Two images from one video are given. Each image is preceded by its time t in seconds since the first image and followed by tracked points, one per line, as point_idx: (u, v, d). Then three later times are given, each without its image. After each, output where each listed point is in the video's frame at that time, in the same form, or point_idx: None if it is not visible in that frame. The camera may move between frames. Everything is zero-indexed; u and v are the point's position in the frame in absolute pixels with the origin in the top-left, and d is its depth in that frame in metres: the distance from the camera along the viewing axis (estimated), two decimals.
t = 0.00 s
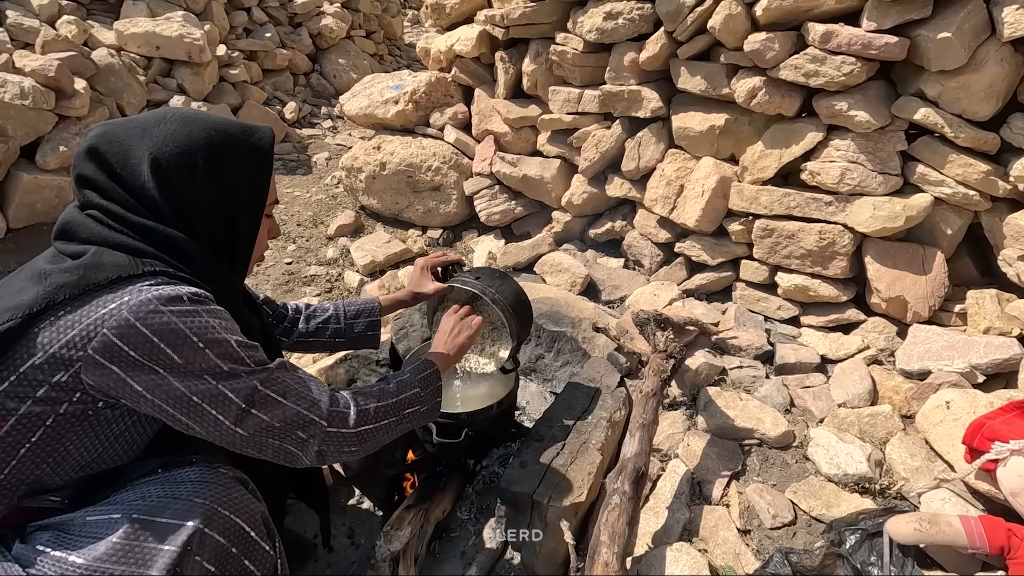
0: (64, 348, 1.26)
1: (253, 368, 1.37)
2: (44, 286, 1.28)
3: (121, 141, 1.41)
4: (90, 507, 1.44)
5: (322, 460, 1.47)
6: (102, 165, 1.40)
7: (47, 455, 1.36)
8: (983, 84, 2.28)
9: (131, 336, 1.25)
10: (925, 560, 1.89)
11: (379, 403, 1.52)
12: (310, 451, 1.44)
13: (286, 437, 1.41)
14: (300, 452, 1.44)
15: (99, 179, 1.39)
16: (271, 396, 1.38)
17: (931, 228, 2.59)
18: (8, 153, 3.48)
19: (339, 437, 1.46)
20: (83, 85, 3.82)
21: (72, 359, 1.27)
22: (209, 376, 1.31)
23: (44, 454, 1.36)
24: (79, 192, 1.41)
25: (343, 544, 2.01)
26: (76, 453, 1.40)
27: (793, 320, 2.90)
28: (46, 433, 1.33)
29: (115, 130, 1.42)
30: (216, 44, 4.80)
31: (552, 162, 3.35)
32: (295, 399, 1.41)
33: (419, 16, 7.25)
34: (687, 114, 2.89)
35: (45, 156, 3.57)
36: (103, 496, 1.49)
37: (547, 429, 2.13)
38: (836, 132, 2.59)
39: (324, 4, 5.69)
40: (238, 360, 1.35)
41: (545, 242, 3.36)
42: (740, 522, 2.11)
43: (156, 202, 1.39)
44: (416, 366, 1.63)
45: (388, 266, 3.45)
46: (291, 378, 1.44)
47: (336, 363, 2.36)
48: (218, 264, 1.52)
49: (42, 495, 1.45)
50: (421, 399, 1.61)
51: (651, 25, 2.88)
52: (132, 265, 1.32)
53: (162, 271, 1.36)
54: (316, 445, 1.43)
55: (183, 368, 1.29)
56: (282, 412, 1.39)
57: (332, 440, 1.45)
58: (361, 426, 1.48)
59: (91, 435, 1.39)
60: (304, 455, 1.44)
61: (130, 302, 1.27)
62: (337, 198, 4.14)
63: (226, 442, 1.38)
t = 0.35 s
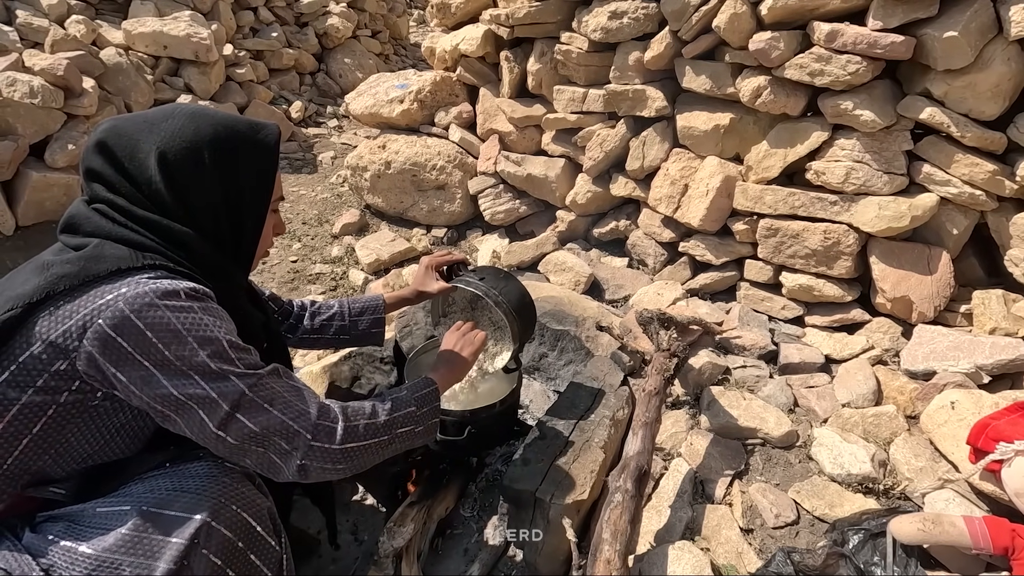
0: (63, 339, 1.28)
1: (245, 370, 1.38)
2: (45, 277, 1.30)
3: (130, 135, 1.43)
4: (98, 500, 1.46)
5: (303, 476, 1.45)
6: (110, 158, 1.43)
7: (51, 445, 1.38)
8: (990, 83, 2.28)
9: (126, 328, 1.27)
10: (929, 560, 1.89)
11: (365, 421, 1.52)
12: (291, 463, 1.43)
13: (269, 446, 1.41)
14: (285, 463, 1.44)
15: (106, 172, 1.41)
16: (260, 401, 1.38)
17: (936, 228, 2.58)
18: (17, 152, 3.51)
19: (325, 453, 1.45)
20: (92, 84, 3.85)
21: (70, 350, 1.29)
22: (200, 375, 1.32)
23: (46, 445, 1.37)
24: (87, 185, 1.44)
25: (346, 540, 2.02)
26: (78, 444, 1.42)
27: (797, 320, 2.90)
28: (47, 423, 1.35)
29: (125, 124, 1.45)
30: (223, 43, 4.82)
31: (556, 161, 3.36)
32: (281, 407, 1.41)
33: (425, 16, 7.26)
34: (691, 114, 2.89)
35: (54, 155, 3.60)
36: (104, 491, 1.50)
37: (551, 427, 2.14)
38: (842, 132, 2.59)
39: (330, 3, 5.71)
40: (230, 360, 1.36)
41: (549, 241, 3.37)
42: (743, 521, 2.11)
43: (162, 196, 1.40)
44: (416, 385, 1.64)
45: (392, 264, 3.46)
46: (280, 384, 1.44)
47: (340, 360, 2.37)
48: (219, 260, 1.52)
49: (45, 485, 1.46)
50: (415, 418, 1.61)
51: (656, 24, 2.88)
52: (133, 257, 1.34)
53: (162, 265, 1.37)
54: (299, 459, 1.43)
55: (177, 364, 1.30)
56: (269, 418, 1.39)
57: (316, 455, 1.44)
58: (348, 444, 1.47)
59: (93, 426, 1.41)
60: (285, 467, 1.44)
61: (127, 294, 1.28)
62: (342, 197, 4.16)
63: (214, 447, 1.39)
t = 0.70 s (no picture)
0: (71, 333, 1.29)
1: (248, 365, 1.39)
2: (54, 273, 1.31)
3: (133, 131, 1.44)
4: (104, 492, 1.47)
5: (303, 463, 1.47)
6: (115, 154, 1.44)
7: (58, 438, 1.39)
8: (997, 83, 2.26)
9: (134, 323, 1.28)
10: (933, 562, 1.88)
11: (365, 416, 1.52)
12: (291, 453, 1.45)
13: (272, 437, 1.43)
14: (286, 452, 1.45)
15: (112, 168, 1.43)
16: (264, 396, 1.40)
17: (943, 229, 2.57)
18: (27, 150, 3.54)
19: (322, 445, 1.45)
20: (100, 83, 3.87)
21: (79, 344, 1.30)
22: (206, 369, 1.33)
23: (54, 438, 1.38)
24: (93, 181, 1.45)
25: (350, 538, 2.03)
26: (86, 438, 1.42)
27: (802, 321, 2.89)
28: (55, 417, 1.35)
29: (129, 121, 1.46)
30: (230, 43, 4.84)
31: (561, 161, 3.36)
32: (285, 402, 1.42)
33: (430, 16, 7.27)
34: (697, 114, 2.89)
35: (62, 153, 3.63)
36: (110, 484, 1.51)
37: (555, 425, 2.14)
38: (847, 132, 2.58)
39: (336, 3, 5.72)
40: (235, 355, 1.37)
41: (554, 241, 3.37)
42: (747, 521, 2.11)
43: (166, 192, 1.42)
44: (419, 378, 1.64)
45: (397, 263, 3.47)
46: (283, 379, 1.45)
47: (344, 358, 2.38)
48: (223, 255, 1.53)
49: (52, 479, 1.47)
50: (414, 414, 1.60)
51: (662, 24, 2.88)
52: (140, 253, 1.35)
53: (169, 260, 1.38)
54: (299, 448, 1.44)
55: (182, 358, 1.31)
56: (272, 413, 1.40)
57: (314, 447, 1.45)
58: (346, 436, 1.47)
59: (100, 420, 1.42)
60: (285, 454, 1.46)
61: (136, 290, 1.29)
62: (348, 196, 4.17)
63: (219, 438, 1.40)
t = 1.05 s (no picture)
0: (84, 328, 1.29)
1: (253, 370, 1.39)
2: (70, 268, 1.31)
3: (153, 131, 1.45)
4: (116, 486, 1.47)
5: (297, 472, 1.49)
6: (135, 152, 1.45)
7: (70, 432, 1.39)
8: (1009, 83, 2.24)
9: (145, 321, 1.28)
10: (943, 564, 1.86)
11: (360, 428, 1.53)
12: (287, 461, 1.46)
13: (269, 442, 1.44)
14: (281, 459, 1.47)
15: (131, 166, 1.44)
16: (265, 402, 1.40)
17: (953, 229, 2.55)
18: (37, 149, 3.56)
19: (317, 455, 1.46)
20: (109, 83, 3.90)
21: (91, 339, 1.30)
22: (212, 371, 1.33)
23: (67, 432, 1.39)
24: (113, 179, 1.46)
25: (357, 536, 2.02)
26: (98, 432, 1.43)
27: (810, 321, 2.87)
28: (69, 411, 1.36)
29: (150, 120, 1.46)
30: (238, 43, 4.86)
31: (568, 160, 3.36)
32: (285, 410, 1.42)
33: (437, 15, 7.28)
34: (704, 113, 2.88)
35: (72, 152, 3.65)
36: (121, 479, 1.52)
37: (561, 425, 2.15)
38: (857, 131, 2.56)
39: (343, 3, 5.73)
40: (241, 359, 1.37)
41: (560, 240, 3.36)
42: (754, 522, 2.10)
43: (182, 191, 1.41)
44: (412, 392, 1.64)
45: (404, 262, 3.48)
46: (286, 387, 1.45)
47: (353, 357, 2.38)
48: (237, 255, 1.53)
49: (64, 472, 1.48)
50: (407, 427, 1.61)
51: (670, 23, 2.87)
52: (155, 251, 1.36)
53: (183, 260, 1.39)
54: (293, 458, 1.45)
55: (189, 358, 1.31)
56: (271, 420, 1.41)
57: (309, 457, 1.46)
58: (341, 448, 1.49)
59: (112, 415, 1.42)
60: (280, 462, 1.48)
61: (148, 287, 1.29)
62: (354, 195, 4.18)
63: (220, 438, 1.42)
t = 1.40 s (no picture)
0: (102, 334, 1.29)
1: (276, 367, 1.40)
2: (86, 274, 1.30)
3: (164, 136, 1.45)
4: (123, 487, 1.47)
5: (324, 460, 1.49)
6: (146, 157, 1.45)
7: (83, 436, 1.39)
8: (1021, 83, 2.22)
9: (166, 326, 1.28)
10: (952, 568, 1.83)
11: (382, 417, 1.54)
12: (314, 452, 1.47)
13: (294, 437, 1.44)
14: (306, 450, 1.48)
15: (142, 170, 1.44)
16: (289, 398, 1.41)
17: (963, 231, 2.53)
18: (45, 148, 3.59)
19: (343, 444, 1.48)
20: (117, 83, 3.91)
21: (110, 344, 1.30)
22: (234, 375, 1.34)
23: (80, 436, 1.39)
24: (123, 182, 1.46)
25: (362, 536, 2.03)
26: (110, 435, 1.43)
27: (817, 323, 2.85)
28: (83, 415, 1.36)
29: (161, 124, 1.46)
30: (244, 43, 4.88)
31: (574, 161, 3.35)
32: (309, 404, 1.43)
33: (442, 15, 7.28)
34: (711, 114, 2.86)
35: (80, 151, 3.68)
36: (127, 480, 1.50)
37: (566, 426, 2.13)
38: (865, 132, 2.54)
39: (349, 3, 5.75)
40: (263, 359, 1.38)
41: (566, 241, 3.35)
42: (761, 525, 2.08)
43: (192, 199, 1.42)
44: (431, 376, 1.64)
45: (409, 262, 3.48)
46: (308, 381, 1.46)
47: (358, 357, 2.38)
48: (245, 260, 1.53)
49: (74, 474, 1.47)
50: (428, 411, 1.62)
51: (677, 23, 2.86)
52: (170, 256, 1.35)
53: (198, 264, 1.39)
54: (321, 448, 1.46)
55: (213, 360, 1.32)
56: (296, 415, 1.42)
57: (335, 446, 1.47)
58: (366, 436, 1.50)
59: (126, 418, 1.42)
60: (307, 453, 1.48)
61: (169, 294, 1.30)
62: (360, 194, 4.18)
63: (245, 437, 1.41)
